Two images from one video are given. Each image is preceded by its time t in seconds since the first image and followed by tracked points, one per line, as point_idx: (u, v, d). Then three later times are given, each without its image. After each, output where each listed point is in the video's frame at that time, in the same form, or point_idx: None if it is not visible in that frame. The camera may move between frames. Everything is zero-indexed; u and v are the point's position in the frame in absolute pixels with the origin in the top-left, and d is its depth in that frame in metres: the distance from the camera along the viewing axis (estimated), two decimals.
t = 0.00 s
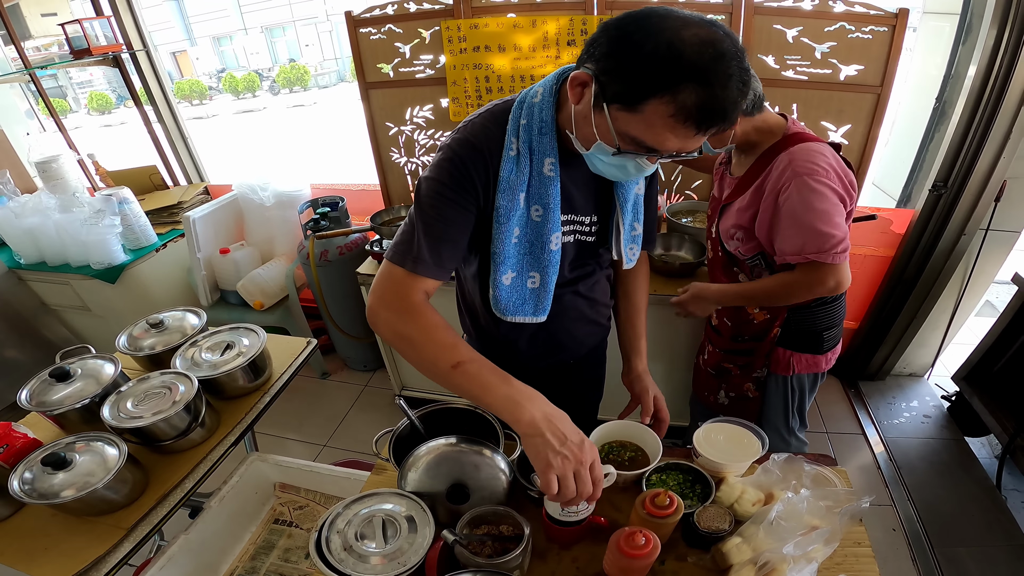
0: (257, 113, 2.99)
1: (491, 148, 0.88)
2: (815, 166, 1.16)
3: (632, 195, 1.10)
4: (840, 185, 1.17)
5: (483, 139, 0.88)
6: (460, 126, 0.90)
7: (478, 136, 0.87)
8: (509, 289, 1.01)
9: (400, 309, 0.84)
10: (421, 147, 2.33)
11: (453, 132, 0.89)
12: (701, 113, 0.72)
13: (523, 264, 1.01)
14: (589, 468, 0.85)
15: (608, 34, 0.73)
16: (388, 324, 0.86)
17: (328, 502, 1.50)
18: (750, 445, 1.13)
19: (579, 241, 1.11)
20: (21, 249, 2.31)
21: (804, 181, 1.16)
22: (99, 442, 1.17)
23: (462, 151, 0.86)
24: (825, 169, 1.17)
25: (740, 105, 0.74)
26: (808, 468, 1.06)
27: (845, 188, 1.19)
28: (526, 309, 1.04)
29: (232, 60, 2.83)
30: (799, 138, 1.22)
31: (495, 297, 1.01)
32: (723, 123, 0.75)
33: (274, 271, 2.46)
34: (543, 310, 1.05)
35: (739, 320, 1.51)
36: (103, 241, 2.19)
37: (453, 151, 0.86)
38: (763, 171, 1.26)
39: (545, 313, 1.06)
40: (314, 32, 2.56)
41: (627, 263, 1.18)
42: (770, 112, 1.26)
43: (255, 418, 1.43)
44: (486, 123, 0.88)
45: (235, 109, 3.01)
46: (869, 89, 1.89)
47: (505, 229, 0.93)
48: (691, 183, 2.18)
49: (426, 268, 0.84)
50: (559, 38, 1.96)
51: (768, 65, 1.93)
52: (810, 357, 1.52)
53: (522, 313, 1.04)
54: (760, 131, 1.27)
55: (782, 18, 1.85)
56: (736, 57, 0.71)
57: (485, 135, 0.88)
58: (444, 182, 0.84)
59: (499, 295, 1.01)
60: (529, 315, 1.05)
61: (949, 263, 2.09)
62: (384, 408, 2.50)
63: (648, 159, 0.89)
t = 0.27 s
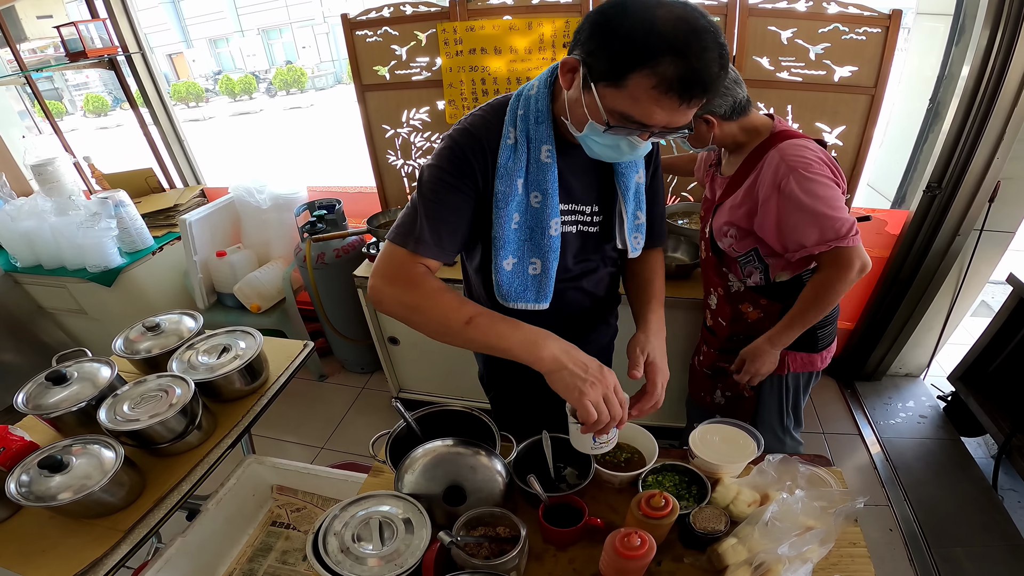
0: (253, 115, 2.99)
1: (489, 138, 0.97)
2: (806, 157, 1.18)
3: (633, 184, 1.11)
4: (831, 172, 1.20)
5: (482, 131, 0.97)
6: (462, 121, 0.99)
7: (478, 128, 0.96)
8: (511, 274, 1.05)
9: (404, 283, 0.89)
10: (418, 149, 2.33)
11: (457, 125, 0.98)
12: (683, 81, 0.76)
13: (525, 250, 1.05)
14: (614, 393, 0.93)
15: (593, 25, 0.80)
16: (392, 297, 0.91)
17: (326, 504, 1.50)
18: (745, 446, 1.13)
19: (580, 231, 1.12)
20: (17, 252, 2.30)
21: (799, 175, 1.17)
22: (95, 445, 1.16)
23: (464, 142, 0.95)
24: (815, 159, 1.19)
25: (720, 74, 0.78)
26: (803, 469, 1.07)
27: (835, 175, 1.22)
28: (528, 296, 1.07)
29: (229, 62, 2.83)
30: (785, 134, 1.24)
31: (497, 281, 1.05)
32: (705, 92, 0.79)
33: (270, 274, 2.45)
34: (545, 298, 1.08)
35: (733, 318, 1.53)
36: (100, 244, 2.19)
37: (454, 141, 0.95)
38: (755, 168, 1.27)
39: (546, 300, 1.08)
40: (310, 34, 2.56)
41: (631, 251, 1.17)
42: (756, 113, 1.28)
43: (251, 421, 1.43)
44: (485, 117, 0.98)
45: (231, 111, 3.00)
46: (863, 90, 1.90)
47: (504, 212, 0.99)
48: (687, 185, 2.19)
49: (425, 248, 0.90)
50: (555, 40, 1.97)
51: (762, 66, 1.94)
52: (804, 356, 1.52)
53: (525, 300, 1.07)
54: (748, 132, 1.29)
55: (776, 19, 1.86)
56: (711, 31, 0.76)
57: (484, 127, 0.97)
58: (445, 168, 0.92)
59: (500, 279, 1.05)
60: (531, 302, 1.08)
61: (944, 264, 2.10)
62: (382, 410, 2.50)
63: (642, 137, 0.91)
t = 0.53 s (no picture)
0: (250, 116, 2.99)
1: (489, 138, 0.98)
2: (794, 151, 1.19)
3: (632, 177, 1.11)
4: (819, 165, 1.21)
5: (481, 132, 0.98)
6: (462, 122, 1.00)
7: (478, 129, 0.98)
8: (514, 268, 1.06)
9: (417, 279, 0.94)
10: (414, 151, 2.34)
11: (456, 127, 1.00)
12: (662, 72, 0.77)
13: (526, 245, 1.06)
14: (632, 361, 0.97)
15: (572, 21, 0.81)
16: (412, 295, 0.95)
17: (324, 506, 1.50)
18: (742, 447, 1.13)
19: (583, 226, 1.12)
20: (13, 254, 2.30)
21: (790, 169, 1.18)
22: (92, 448, 1.16)
23: (465, 144, 0.96)
24: (803, 154, 1.20)
25: (699, 63, 0.79)
26: (799, 469, 1.08)
27: (823, 168, 1.23)
28: (533, 290, 1.08)
29: (226, 64, 2.80)
30: (772, 131, 1.26)
31: (501, 276, 1.06)
32: (686, 82, 0.80)
33: (267, 276, 2.45)
34: (548, 291, 1.08)
35: (732, 317, 1.53)
36: (96, 246, 2.18)
37: (456, 144, 0.97)
38: (746, 165, 1.28)
39: (551, 292, 1.08)
40: (307, 36, 2.56)
41: (633, 244, 1.16)
42: (742, 113, 1.30)
43: (249, 423, 1.43)
44: (483, 118, 0.99)
45: (228, 113, 3.00)
46: (858, 91, 1.92)
47: (505, 209, 1.00)
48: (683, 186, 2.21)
49: (437, 249, 0.94)
50: (552, 41, 1.98)
51: (758, 68, 1.95)
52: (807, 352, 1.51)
53: (528, 293, 1.08)
54: (735, 132, 1.30)
55: (771, 20, 1.87)
56: (687, 21, 0.77)
57: (483, 128, 0.98)
58: (448, 171, 0.94)
59: (504, 274, 1.06)
60: (535, 296, 1.08)
61: (939, 264, 2.11)
62: (379, 412, 2.50)
63: (630, 130, 0.91)
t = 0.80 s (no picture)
0: (247, 119, 2.98)
1: (488, 146, 0.97)
2: (789, 151, 1.20)
3: (632, 177, 1.11)
4: (813, 166, 1.22)
5: (480, 140, 0.97)
6: (459, 131, 0.99)
7: (476, 137, 0.96)
8: (519, 272, 1.06)
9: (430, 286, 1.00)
10: (411, 153, 2.33)
11: (455, 135, 0.98)
12: (659, 79, 0.77)
13: (530, 248, 1.06)
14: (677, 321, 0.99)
15: (566, 28, 0.81)
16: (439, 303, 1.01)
17: (321, 509, 1.49)
18: (740, 449, 1.12)
19: (586, 226, 1.11)
20: (8, 257, 2.29)
21: (785, 169, 1.19)
22: (87, 451, 1.16)
23: (463, 154, 0.95)
24: (798, 154, 1.21)
25: (695, 69, 0.79)
26: (798, 471, 1.07)
27: (816, 169, 1.24)
28: (538, 293, 1.09)
29: (222, 65, 2.83)
30: (766, 132, 1.27)
31: (507, 281, 1.06)
32: (682, 87, 0.80)
33: (264, 279, 2.45)
34: (554, 292, 1.08)
35: (730, 318, 1.52)
36: (91, 249, 2.17)
37: (454, 155, 0.95)
38: (741, 165, 1.28)
39: (557, 294, 1.08)
40: (304, 38, 2.56)
41: (635, 241, 1.16)
42: (737, 116, 1.32)
43: (245, 426, 1.42)
44: (482, 124, 0.98)
45: (225, 115, 3.00)
46: (854, 92, 1.92)
47: (508, 216, 1.00)
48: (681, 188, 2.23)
49: (446, 265, 0.97)
50: (548, 43, 1.98)
51: (754, 69, 1.96)
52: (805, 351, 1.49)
53: (534, 295, 1.08)
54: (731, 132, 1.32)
55: (767, 21, 1.87)
56: (682, 27, 0.77)
57: (482, 136, 0.97)
58: (450, 185, 0.95)
59: (510, 278, 1.07)
60: (541, 298, 1.09)
61: (935, 264, 2.11)
62: (377, 415, 2.49)
63: (630, 134, 0.91)
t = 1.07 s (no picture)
0: (244, 121, 2.98)
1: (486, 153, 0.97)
2: (803, 166, 1.19)
3: (630, 177, 1.10)
4: (827, 181, 1.21)
5: (477, 146, 0.96)
6: (456, 138, 0.99)
7: (473, 143, 0.96)
8: (520, 277, 1.06)
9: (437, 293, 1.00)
10: (408, 155, 2.33)
11: (452, 143, 0.98)
12: (646, 85, 0.77)
13: (531, 253, 1.06)
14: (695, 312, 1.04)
15: (553, 35, 0.81)
16: (441, 313, 1.00)
17: (318, 513, 1.48)
18: (738, 452, 1.12)
19: (587, 227, 1.11)
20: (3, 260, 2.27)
21: (797, 184, 1.18)
22: (81, 455, 1.14)
23: (460, 160, 0.95)
24: (812, 169, 1.20)
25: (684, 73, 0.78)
26: (798, 473, 1.07)
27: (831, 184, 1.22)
28: (540, 296, 1.08)
29: (219, 67, 2.82)
30: (780, 144, 1.26)
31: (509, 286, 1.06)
32: (672, 92, 0.79)
33: (261, 281, 2.44)
34: (556, 295, 1.08)
35: (729, 326, 1.52)
36: (86, 252, 2.16)
37: (452, 162, 0.95)
38: (752, 177, 1.28)
39: (559, 297, 1.08)
40: (301, 40, 2.55)
41: (635, 241, 1.15)
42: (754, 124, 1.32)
43: (241, 430, 1.41)
44: (479, 130, 0.97)
45: (222, 117, 2.99)
46: (851, 94, 1.92)
47: (508, 221, 0.99)
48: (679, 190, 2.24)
49: (448, 272, 0.97)
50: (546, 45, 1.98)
51: (751, 70, 1.96)
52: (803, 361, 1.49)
53: (536, 300, 1.08)
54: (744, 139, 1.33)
55: (764, 23, 1.87)
56: (670, 30, 0.76)
57: (480, 142, 0.96)
58: (449, 193, 0.94)
59: (511, 283, 1.06)
60: (543, 302, 1.08)
61: (933, 266, 2.12)
62: (374, 418, 2.48)
63: (622, 138, 0.91)
